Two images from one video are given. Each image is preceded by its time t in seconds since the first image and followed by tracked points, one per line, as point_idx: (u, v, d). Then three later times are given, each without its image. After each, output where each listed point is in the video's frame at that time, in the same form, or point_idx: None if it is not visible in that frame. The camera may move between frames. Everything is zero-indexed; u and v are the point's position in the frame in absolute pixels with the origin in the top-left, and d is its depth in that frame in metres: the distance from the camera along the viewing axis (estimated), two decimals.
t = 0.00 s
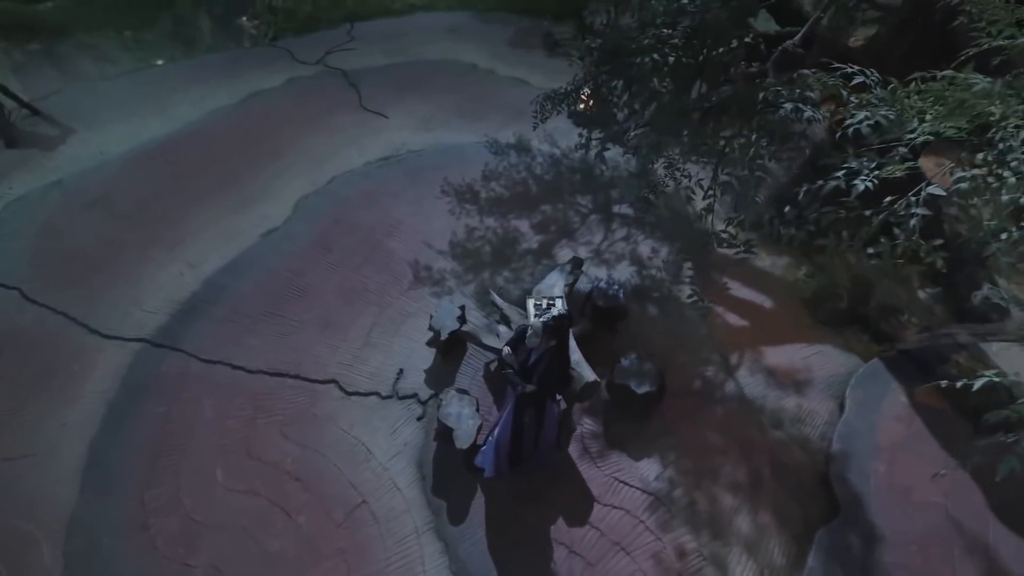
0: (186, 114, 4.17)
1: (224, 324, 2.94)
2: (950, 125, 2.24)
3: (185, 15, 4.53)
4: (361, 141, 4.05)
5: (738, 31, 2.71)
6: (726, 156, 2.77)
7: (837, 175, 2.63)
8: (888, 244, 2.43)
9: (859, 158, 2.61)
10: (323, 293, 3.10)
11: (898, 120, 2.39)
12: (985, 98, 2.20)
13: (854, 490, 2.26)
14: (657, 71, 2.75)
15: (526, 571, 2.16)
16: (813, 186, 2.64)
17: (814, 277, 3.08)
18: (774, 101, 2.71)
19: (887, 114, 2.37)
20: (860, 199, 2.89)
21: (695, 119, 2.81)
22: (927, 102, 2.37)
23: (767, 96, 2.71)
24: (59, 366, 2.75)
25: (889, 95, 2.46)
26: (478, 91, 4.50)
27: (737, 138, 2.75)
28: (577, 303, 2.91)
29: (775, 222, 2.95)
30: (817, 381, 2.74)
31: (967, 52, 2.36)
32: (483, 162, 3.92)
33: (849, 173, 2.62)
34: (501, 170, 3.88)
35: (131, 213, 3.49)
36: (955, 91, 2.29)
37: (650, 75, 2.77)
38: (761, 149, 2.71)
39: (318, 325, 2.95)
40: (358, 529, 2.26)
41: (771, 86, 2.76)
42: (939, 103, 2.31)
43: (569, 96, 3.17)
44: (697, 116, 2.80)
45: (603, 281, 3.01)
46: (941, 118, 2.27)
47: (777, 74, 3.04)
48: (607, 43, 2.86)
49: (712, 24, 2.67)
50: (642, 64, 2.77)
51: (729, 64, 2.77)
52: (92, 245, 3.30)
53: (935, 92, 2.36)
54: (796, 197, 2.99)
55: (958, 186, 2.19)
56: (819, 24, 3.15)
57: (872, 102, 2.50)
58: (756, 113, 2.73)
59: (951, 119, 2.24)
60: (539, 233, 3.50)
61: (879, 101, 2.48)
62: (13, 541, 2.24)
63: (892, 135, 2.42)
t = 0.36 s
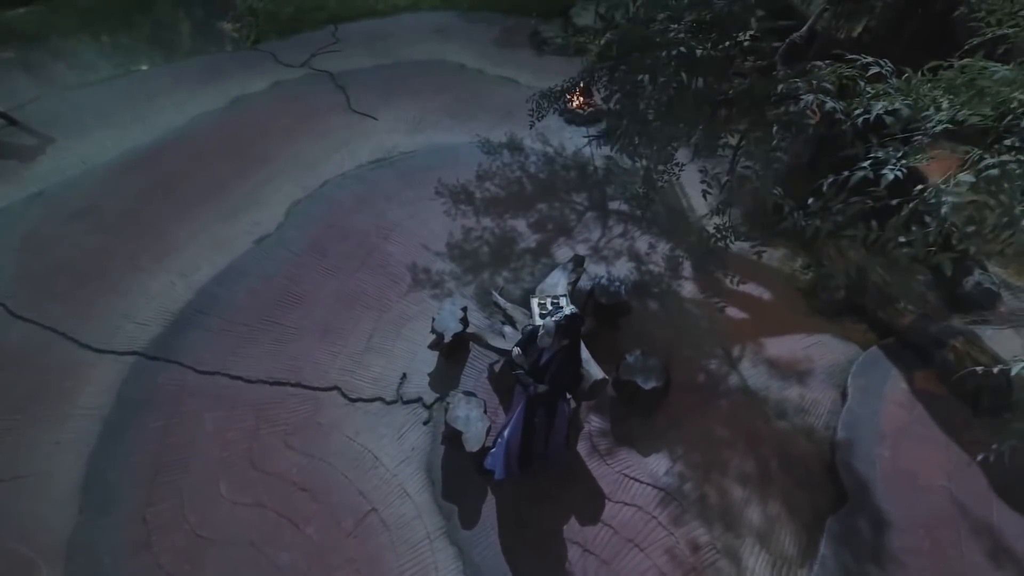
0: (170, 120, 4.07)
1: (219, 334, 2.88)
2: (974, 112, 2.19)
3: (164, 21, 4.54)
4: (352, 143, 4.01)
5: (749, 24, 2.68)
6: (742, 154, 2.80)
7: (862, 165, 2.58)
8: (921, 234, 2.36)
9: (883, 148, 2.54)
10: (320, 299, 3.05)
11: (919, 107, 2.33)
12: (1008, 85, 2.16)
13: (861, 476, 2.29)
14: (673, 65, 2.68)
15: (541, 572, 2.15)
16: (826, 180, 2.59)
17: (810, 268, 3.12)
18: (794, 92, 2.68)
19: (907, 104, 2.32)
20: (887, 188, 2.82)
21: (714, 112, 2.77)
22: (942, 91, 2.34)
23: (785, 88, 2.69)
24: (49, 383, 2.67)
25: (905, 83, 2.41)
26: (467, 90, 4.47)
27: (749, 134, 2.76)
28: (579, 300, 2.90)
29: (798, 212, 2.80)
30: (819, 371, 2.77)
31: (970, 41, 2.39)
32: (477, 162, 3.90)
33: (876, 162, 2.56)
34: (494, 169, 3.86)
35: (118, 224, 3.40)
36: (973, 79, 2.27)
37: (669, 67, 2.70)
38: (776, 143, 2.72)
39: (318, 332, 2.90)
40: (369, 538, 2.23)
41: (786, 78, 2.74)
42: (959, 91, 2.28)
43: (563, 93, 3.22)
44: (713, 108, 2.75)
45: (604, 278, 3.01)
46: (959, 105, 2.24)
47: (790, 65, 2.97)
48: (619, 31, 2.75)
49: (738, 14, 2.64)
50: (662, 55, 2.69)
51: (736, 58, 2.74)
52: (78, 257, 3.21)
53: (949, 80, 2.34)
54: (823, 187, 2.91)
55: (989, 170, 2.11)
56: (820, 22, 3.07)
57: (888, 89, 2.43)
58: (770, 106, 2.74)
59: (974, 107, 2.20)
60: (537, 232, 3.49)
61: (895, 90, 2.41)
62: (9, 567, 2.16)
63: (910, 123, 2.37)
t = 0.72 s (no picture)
0: (148, 127, 3.96)
1: (212, 344, 2.81)
2: (989, 95, 2.21)
3: (136, 26, 4.43)
4: (339, 146, 3.95)
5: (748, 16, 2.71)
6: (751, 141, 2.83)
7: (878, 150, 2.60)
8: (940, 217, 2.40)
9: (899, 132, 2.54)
10: (314, 305, 3.00)
11: (930, 93, 2.34)
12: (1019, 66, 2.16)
13: (864, 459, 2.33)
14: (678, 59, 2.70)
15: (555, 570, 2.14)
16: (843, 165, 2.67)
17: (801, 256, 3.16)
18: (805, 80, 2.71)
19: (918, 91, 2.33)
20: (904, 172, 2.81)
21: (725, 100, 2.76)
22: (951, 74, 2.34)
23: (796, 77, 2.70)
24: (34, 404, 2.57)
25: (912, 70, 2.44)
26: (453, 89, 4.44)
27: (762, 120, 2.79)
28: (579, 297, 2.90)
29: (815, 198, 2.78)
30: (817, 357, 2.81)
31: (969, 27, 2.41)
32: (467, 161, 3.87)
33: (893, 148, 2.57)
34: (484, 168, 3.84)
35: (99, 236, 3.29)
36: (983, 62, 2.27)
37: (686, 57, 2.69)
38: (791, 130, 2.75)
39: (315, 338, 2.85)
40: (379, 545, 2.20)
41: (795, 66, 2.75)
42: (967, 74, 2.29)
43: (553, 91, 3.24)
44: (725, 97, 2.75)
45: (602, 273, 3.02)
46: (968, 89, 2.25)
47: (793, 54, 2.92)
48: (629, 22, 2.73)
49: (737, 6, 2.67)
50: (680, 46, 2.68)
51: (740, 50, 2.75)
52: (59, 272, 3.10)
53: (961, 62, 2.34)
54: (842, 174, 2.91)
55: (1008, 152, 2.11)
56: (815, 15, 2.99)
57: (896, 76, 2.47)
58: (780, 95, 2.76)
59: (988, 91, 2.22)
60: (531, 230, 3.48)
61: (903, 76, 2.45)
62: None
63: (922, 108, 2.38)
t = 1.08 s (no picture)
0: (125, 137, 3.85)
1: (204, 356, 2.75)
2: (1000, 77, 2.20)
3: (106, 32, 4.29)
4: (325, 150, 3.89)
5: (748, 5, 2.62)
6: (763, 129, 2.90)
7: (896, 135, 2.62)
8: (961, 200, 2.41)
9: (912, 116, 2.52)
10: (309, 312, 2.95)
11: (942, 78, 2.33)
12: None
13: (865, 440, 2.38)
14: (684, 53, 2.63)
15: (569, 567, 2.14)
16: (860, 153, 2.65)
17: (792, 244, 3.21)
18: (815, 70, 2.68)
19: (927, 76, 2.31)
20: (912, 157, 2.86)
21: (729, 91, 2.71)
22: (957, 59, 2.35)
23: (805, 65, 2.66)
24: (22, 427, 2.48)
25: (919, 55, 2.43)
26: (438, 89, 4.41)
27: (772, 109, 2.82)
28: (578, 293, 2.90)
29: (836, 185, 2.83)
30: (813, 342, 2.86)
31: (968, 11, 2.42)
32: (457, 161, 3.85)
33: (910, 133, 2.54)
34: (474, 168, 3.82)
35: (81, 251, 3.18)
36: (988, 45, 2.28)
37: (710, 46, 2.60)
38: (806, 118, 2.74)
39: (313, 345, 2.81)
40: (390, 552, 2.17)
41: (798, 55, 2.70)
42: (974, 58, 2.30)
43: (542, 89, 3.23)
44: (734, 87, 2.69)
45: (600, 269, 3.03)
46: (979, 72, 2.25)
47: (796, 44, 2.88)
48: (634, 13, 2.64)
49: None
50: (700, 34, 2.58)
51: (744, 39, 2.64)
52: (41, 289, 2.99)
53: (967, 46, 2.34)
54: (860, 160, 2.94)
55: None
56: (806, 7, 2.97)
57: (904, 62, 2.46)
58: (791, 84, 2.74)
59: (999, 72, 2.21)
60: (524, 228, 3.47)
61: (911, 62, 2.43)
62: None
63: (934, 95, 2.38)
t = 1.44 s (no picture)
0: (99, 147, 3.72)
1: (196, 368, 2.68)
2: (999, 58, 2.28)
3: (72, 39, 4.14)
4: (309, 154, 3.81)
5: None
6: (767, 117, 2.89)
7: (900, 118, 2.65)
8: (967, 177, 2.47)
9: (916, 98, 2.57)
10: (305, 319, 2.90)
11: (943, 60, 2.40)
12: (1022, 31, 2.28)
13: (863, 420, 2.43)
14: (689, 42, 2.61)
15: (581, 561, 2.15)
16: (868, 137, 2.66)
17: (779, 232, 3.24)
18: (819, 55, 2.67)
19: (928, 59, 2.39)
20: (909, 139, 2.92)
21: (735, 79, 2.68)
22: (954, 43, 2.42)
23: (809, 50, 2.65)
24: (8, 452, 2.38)
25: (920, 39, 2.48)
26: (421, 89, 4.37)
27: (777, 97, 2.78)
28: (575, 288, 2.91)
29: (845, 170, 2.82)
30: (806, 327, 2.92)
31: None
32: (444, 161, 3.82)
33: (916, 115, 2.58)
34: (462, 167, 3.79)
35: (59, 266, 3.06)
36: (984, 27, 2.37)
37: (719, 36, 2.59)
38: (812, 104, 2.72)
39: (310, 351, 2.76)
40: (402, 556, 2.15)
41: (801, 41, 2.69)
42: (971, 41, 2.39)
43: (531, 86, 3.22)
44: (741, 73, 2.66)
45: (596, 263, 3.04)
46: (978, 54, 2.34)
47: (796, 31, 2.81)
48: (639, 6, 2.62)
49: None
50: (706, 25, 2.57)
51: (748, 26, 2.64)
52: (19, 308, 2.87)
53: (961, 29, 2.45)
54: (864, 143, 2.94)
55: None
56: None
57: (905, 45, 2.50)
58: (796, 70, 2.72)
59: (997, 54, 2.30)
60: (516, 225, 3.47)
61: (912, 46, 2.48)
62: None
63: (936, 76, 2.44)
